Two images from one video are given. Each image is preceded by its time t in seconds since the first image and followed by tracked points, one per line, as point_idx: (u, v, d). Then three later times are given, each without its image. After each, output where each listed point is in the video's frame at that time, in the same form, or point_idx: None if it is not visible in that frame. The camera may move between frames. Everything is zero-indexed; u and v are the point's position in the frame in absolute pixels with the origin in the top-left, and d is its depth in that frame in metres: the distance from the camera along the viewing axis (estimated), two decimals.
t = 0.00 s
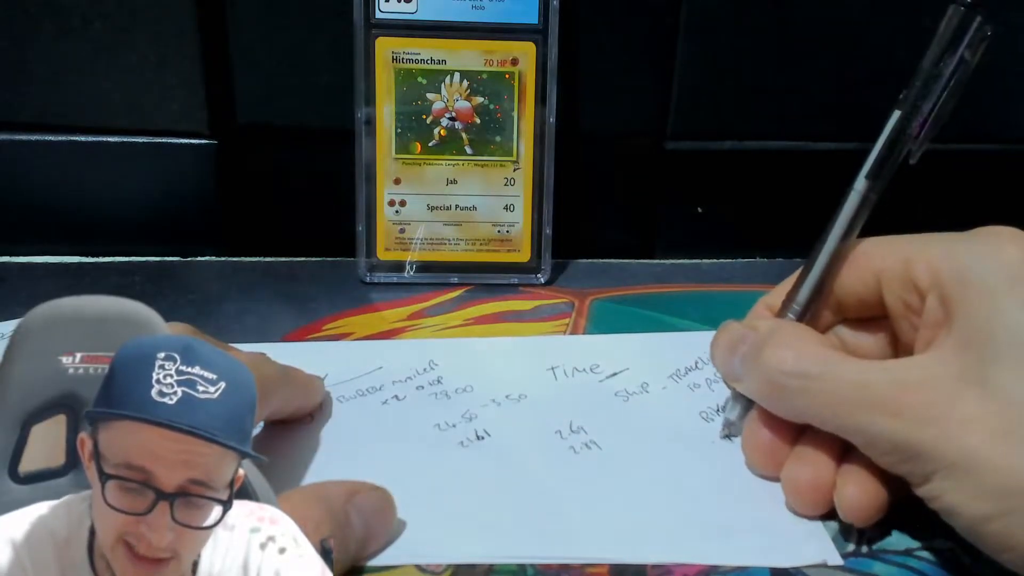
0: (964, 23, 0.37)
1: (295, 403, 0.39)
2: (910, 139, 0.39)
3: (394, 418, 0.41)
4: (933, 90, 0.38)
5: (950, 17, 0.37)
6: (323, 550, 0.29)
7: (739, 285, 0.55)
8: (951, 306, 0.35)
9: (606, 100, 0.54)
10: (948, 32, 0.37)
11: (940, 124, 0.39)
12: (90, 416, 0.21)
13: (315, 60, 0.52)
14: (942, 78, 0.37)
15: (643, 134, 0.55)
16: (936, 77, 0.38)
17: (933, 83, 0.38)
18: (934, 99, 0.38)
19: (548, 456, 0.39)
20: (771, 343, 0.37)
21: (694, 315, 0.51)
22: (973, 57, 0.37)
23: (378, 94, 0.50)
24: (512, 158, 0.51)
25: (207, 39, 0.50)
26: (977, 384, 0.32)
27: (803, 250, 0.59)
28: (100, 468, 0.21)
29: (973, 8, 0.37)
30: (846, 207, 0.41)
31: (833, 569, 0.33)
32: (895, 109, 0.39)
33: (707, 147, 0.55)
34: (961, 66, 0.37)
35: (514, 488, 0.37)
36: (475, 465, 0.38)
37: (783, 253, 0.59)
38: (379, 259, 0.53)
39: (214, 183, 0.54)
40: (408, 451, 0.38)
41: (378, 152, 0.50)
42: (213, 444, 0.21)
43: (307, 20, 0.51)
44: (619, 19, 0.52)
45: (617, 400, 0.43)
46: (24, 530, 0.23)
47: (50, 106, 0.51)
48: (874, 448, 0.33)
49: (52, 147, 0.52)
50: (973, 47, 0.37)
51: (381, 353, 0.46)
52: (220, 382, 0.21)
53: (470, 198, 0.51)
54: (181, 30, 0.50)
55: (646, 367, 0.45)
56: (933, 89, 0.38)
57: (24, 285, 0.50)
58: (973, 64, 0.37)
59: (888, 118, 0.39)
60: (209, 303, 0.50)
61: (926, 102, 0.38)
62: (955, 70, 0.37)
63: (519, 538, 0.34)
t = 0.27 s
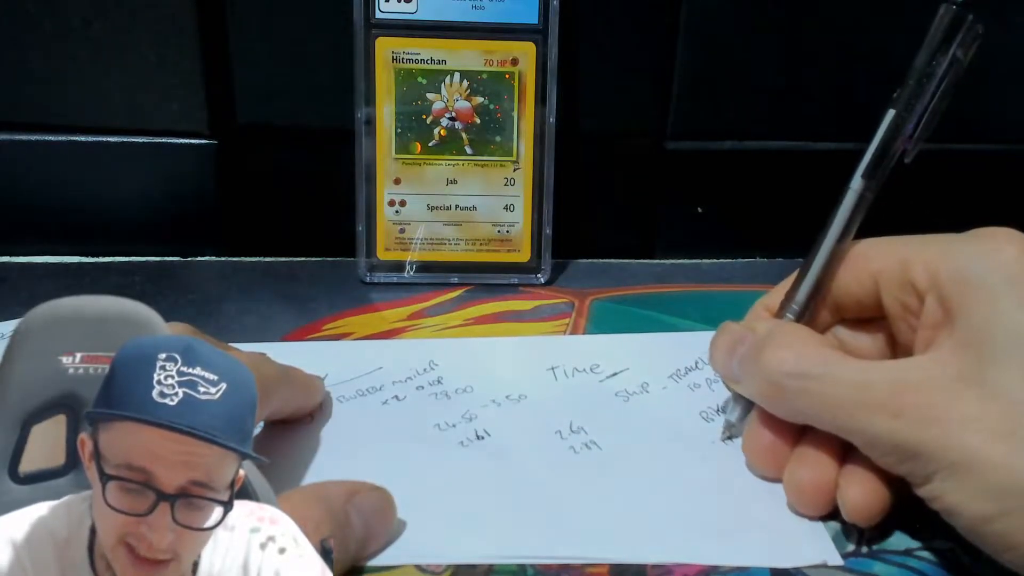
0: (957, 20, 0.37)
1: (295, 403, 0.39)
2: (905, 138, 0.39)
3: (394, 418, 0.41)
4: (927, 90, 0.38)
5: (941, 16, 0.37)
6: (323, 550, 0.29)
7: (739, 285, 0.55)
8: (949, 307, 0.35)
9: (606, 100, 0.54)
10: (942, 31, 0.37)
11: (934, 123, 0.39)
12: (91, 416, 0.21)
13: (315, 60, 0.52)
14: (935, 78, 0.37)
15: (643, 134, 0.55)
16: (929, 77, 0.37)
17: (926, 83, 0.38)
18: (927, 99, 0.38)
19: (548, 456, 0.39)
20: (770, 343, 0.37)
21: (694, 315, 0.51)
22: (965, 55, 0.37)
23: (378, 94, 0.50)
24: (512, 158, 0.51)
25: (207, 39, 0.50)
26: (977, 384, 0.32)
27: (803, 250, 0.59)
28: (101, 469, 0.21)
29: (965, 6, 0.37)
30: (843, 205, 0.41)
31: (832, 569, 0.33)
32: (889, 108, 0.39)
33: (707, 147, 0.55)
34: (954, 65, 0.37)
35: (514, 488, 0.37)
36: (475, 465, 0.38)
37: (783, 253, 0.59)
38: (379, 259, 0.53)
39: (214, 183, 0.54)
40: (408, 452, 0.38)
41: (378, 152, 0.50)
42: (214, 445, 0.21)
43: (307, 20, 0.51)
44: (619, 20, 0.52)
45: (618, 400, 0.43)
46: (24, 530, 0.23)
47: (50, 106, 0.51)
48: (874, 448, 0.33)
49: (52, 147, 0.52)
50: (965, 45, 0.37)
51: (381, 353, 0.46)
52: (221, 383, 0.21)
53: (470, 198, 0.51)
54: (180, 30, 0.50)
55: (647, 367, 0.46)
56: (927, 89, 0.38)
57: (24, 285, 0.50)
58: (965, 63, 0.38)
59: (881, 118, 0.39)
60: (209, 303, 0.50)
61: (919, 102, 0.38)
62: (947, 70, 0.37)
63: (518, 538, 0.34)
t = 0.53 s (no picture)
0: (960, 23, 0.37)
1: (294, 403, 0.39)
2: (908, 139, 0.39)
3: (394, 418, 0.41)
4: (931, 91, 0.38)
5: (945, 17, 0.37)
6: (323, 551, 0.29)
7: (739, 285, 0.55)
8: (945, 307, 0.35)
9: (607, 100, 0.54)
10: (945, 32, 0.37)
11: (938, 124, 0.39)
12: (90, 416, 0.21)
13: (316, 60, 0.52)
14: (939, 79, 0.37)
15: (643, 134, 0.55)
16: (933, 78, 0.38)
17: (930, 84, 0.38)
18: (931, 100, 0.38)
19: (548, 456, 0.39)
20: (771, 342, 0.37)
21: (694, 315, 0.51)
22: (969, 57, 0.37)
23: (378, 94, 0.50)
24: (512, 158, 0.51)
25: (207, 40, 0.50)
26: (977, 384, 0.32)
27: (803, 250, 0.59)
28: (99, 469, 0.21)
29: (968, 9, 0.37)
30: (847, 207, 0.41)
31: (832, 569, 0.33)
32: (893, 110, 0.39)
33: (707, 147, 0.55)
34: (957, 67, 0.37)
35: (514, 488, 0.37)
36: (475, 465, 0.38)
37: (783, 253, 0.59)
38: (379, 259, 0.53)
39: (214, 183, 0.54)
40: (408, 452, 0.38)
41: (378, 151, 0.50)
42: (212, 445, 0.21)
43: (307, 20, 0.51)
44: (619, 20, 0.52)
45: (617, 399, 0.43)
46: (23, 529, 0.23)
47: (50, 106, 0.51)
48: (874, 448, 0.33)
49: (52, 147, 0.52)
50: (969, 47, 0.37)
51: (381, 353, 0.46)
52: (218, 381, 0.21)
53: (470, 198, 0.51)
54: (180, 30, 0.50)
55: (647, 367, 0.46)
56: (930, 90, 0.38)
57: (24, 285, 0.50)
58: (969, 64, 0.38)
59: (886, 119, 0.39)
60: (209, 303, 0.50)
61: (923, 104, 0.38)
62: (951, 71, 0.37)
63: (518, 538, 0.34)
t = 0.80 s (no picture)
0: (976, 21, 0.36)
1: (294, 403, 0.39)
2: (920, 138, 0.38)
3: (394, 417, 0.41)
4: (944, 90, 0.37)
5: (964, 16, 0.36)
6: (323, 551, 0.29)
7: (739, 285, 0.55)
8: (951, 306, 0.35)
9: (606, 101, 0.54)
10: (960, 34, 0.37)
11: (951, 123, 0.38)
12: (91, 415, 0.21)
13: (315, 60, 0.52)
14: (951, 79, 0.37)
15: (643, 134, 0.55)
16: (947, 78, 0.37)
17: (943, 84, 0.37)
18: (944, 100, 0.37)
19: (548, 456, 0.39)
20: (774, 336, 0.37)
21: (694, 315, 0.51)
22: (985, 57, 0.36)
23: (378, 94, 0.50)
24: (512, 158, 0.51)
25: (207, 39, 0.50)
26: (976, 384, 0.32)
27: (803, 250, 0.59)
28: (101, 468, 0.21)
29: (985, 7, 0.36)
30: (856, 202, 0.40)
31: (832, 569, 0.33)
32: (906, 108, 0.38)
33: (707, 147, 0.55)
34: (972, 67, 0.36)
35: (514, 488, 0.37)
36: (474, 465, 0.38)
37: (783, 253, 0.59)
38: (379, 259, 0.53)
39: (213, 183, 0.54)
40: (408, 451, 0.38)
41: (378, 151, 0.50)
42: (214, 443, 0.21)
43: (307, 21, 0.51)
44: (618, 20, 0.52)
45: (618, 397, 0.43)
46: (23, 530, 0.23)
47: (51, 106, 0.51)
48: (874, 447, 0.33)
49: (52, 147, 0.52)
50: (985, 46, 0.36)
51: (381, 352, 0.46)
52: (221, 382, 0.21)
53: (470, 198, 0.51)
54: (180, 29, 0.50)
55: (647, 365, 0.46)
56: (943, 90, 0.37)
57: (24, 285, 0.50)
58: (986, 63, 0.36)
59: (898, 117, 0.38)
60: (209, 303, 0.50)
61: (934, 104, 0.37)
62: (966, 71, 0.36)
63: (518, 538, 0.34)
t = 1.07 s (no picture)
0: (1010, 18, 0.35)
1: (294, 403, 0.39)
2: (944, 130, 0.38)
3: (394, 417, 0.41)
4: (972, 85, 0.37)
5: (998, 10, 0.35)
6: (324, 550, 0.29)
7: (739, 285, 0.55)
8: (965, 294, 0.35)
9: (606, 101, 0.54)
10: (993, 29, 0.36)
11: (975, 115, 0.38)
12: (91, 415, 0.21)
13: (315, 60, 0.52)
14: (980, 75, 0.37)
15: (644, 134, 0.55)
16: (974, 72, 0.37)
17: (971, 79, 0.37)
18: (970, 95, 0.37)
19: (548, 456, 0.39)
20: (783, 320, 0.37)
21: (694, 315, 0.51)
22: (1016, 54, 0.36)
23: (378, 94, 0.50)
24: (512, 158, 0.51)
25: (207, 39, 0.50)
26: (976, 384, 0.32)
27: (803, 250, 0.59)
28: (101, 468, 0.21)
29: None
30: (875, 189, 0.41)
31: (832, 569, 0.33)
32: (931, 99, 0.38)
33: (707, 147, 0.55)
34: (1002, 64, 0.36)
35: (514, 488, 0.37)
36: (474, 465, 0.38)
37: (783, 253, 0.59)
38: (379, 259, 0.53)
39: (213, 183, 0.54)
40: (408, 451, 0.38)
41: (378, 151, 0.50)
42: (216, 443, 0.21)
43: (306, 21, 0.51)
44: (618, 20, 0.52)
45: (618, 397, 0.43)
46: (23, 530, 0.23)
47: (51, 106, 0.51)
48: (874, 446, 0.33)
49: (52, 147, 0.52)
50: (1018, 44, 0.35)
51: (381, 352, 0.46)
52: (222, 382, 0.21)
53: (470, 198, 0.51)
54: (180, 29, 0.50)
55: (647, 365, 0.46)
56: (970, 85, 0.37)
57: (24, 285, 0.50)
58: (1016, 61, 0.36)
59: (922, 109, 0.38)
60: (209, 304, 0.50)
61: (960, 98, 0.37)
62: (996, 68, 0.36)
63: (518, 538, 0.34)
